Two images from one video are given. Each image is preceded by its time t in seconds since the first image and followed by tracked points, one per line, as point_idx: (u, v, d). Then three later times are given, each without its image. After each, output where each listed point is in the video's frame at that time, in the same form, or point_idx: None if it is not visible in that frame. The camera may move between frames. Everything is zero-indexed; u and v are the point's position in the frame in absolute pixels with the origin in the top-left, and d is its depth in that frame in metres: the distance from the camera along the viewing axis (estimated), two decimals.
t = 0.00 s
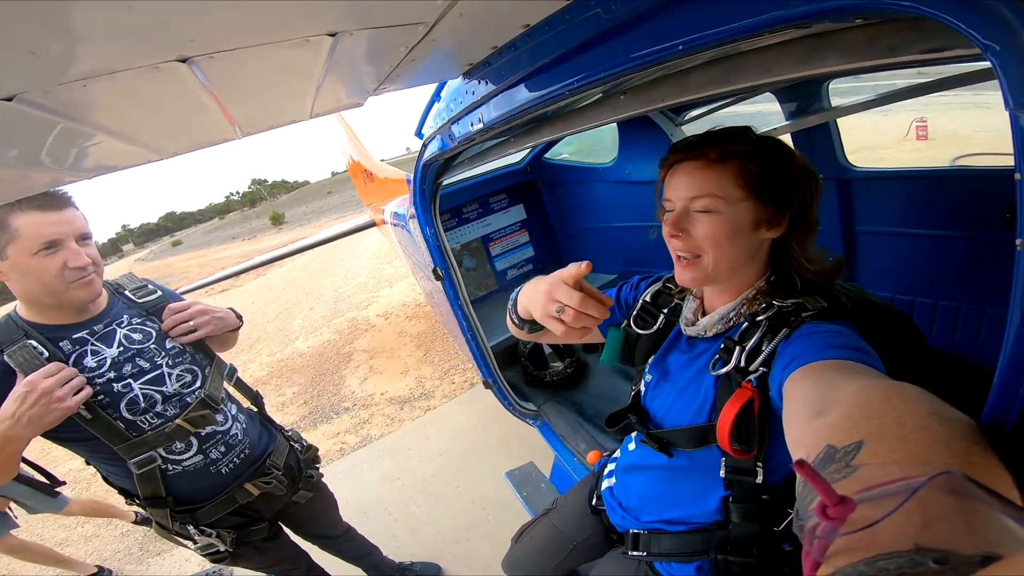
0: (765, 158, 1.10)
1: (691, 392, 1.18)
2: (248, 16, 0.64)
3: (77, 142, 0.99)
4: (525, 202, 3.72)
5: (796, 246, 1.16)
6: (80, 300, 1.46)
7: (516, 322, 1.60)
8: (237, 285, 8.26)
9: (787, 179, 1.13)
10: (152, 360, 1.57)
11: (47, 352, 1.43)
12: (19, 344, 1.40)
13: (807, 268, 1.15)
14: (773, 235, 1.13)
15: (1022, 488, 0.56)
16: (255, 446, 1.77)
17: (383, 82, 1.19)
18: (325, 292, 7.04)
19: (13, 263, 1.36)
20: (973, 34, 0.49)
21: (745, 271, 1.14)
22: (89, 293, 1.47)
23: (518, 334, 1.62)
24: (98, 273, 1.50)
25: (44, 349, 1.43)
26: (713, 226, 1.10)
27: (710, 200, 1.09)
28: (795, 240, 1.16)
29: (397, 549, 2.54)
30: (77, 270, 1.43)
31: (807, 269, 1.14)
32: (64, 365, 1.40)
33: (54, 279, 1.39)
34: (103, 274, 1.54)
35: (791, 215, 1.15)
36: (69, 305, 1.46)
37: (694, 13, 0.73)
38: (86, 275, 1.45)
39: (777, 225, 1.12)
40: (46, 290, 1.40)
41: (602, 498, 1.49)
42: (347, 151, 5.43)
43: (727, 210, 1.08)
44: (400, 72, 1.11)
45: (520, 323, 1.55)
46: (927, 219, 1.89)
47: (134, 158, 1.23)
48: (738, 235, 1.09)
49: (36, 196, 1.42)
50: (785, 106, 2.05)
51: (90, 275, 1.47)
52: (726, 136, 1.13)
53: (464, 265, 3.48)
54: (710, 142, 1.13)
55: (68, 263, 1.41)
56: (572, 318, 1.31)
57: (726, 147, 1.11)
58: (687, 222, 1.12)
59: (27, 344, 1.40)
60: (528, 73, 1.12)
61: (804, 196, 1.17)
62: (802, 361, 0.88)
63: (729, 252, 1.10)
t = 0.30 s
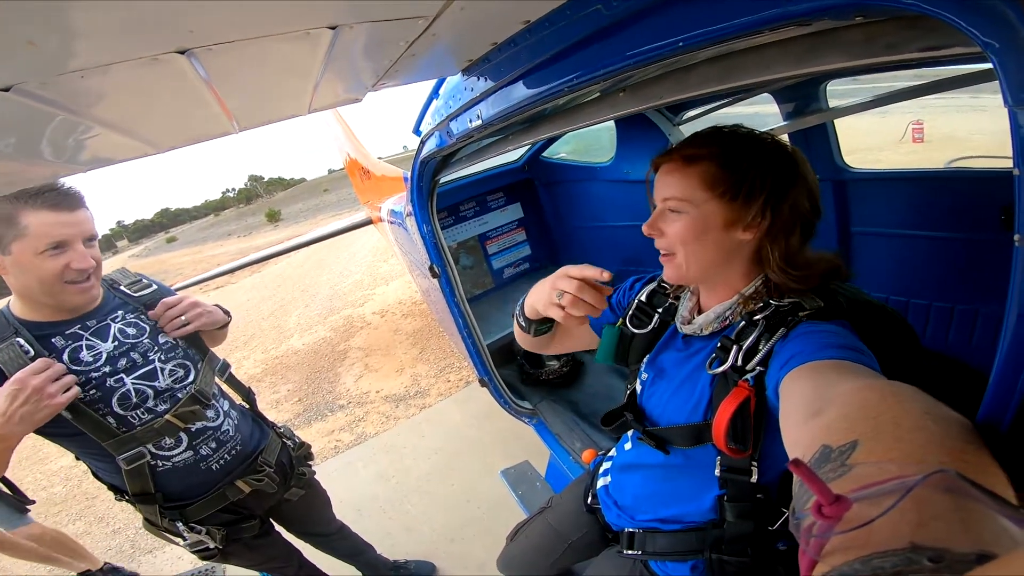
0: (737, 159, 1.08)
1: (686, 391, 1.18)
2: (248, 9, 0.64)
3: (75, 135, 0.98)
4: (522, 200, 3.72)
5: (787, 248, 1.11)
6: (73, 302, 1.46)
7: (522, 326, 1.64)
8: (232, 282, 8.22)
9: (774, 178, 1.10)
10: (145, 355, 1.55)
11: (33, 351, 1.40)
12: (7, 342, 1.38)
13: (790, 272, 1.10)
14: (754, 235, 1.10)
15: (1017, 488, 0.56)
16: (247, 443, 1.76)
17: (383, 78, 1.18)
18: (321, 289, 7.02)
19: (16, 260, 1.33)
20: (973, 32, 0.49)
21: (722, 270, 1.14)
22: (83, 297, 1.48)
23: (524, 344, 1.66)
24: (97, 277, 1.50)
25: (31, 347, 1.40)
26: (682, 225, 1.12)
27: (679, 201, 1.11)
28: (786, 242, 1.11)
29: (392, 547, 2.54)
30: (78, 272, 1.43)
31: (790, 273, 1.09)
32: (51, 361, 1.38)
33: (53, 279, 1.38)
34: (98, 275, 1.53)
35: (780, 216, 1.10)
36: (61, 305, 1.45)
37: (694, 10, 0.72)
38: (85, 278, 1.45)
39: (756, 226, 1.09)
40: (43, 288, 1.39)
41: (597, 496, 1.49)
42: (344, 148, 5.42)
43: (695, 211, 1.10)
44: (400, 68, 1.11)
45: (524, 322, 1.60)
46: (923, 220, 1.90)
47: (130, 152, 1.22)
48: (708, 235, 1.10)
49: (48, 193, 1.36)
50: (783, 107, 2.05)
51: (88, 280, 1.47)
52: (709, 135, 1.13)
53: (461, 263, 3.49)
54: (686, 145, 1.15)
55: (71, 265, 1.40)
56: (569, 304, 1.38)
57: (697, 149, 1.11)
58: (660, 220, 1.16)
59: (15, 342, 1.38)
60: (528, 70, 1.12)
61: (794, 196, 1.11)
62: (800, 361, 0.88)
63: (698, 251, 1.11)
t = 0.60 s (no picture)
0: (724, 163, 1.06)
1: (678, 392, 1.17)
2: (242, 4, 0.63)
3: (67, 129, 0.97)
4: (519, 200, 3.72)
5: (777, 253, 1.08)
6: (63, 298, 1.44)
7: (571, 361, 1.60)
8: (227, 281, 8.18)
9: (764, 181, 1.06)
10: (137, 354, 1.54)
11: (38, 341, 1.40)
12: (8, 334, 1.36)
13: (778, 280, 1.08)
14: (742, 240, 1.08)
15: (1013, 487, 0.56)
16: (240, 442, 1.75)
17: (380, 75, 1.17)
18: (317, 288, 6.99)
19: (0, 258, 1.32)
20: (975, 30, 0.49)
21: (710, 273, 1.13)
22: (74, 292, 1.45)
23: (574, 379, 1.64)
24: (85, 272, 1.48)
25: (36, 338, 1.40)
26: (670, 229, 1.12)
27: (665, 206, 1.11)
28: (775, 247, 1.08)
29: (386, 547, 2.52)
30: (65, 269, 1.41)
31: (776, 282, 1.07)
32: (60, 352, 1.37)
33: (40, 276, 1.36)
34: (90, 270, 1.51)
35: (770, 220, 1.07)
36: (53, 302, 1.43)
37: (694, 8, 0.72)
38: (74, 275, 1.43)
39: (743, 231, 1.07)
40: (31, 286, 1.37)
41: (592, 496, 1.49)
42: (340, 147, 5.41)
43: (681, 215, 1.10)
44: (398, 65, 1.10)
45: (576, 363, 1.57)
46: (918, 222, 1.91)
47: (123, 148, 1.21)
48: (693, 240, 1.09)
49: (37, 190, 1.41)
50: (780, 108, 2.07)
51: (77, 275, 1.44)
52: (701, 136, 1.11)
53: (457, 263, 3.48)
54: (676, 147, 1.13)
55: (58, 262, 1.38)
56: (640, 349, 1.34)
57: (685, 153, 1.10)
58: (650, 222, 1.17)
59: (18, 334, 1.37)
60: (525, 68, 1.11)
61: (786, 202, 1.08)
62: (795, 360, 0.88)
63: (684, 255, 1.12)
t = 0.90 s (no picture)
0: (716, 171, 1.04)
1: (677, 394, 1.17)
2: (239, 2, 0.63)
3: (61, 127, 0.96)
4: (516, 201, 3.72)
5: (767, 262, 1.07)
6: (56, 302, 1.43)
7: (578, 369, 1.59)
8: (223, 280, 8.15)
9: (756, 189, 1.05)
10: (127, 354, 1.53)
11: (33, 339, 1.39)
12: (5, 332, 1.35)
13: (770, 288, 1.07)
14: (733, 249, 1.07)
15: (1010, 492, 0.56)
16: (232, 444, 1.74)
17: (377, 74, 1.17)
18: (313, 289, 6.97)
19: None
20: (979, 32, 0.49)
21: (700, 280, 1.13)
22: (67, 298, 1.44)
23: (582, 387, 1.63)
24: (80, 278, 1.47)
25: (30, 335, 1.39)
26: (660, 236, 1.11)
27: (656, 212, 1.10)
28: (766, 255, 1.07)
29: (380, 548, 2.51)
30: (62, 275, 1.40)
31: (769, 290, 1.06)
32: (61, 348, 1.38)
33: (36, 281, 1.35)
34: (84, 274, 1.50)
35: (761, 228, 1.06)
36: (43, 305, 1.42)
37: (693, 9, 0.72)
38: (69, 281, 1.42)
39: (734, 240, 1.06)
40: (25, 289, 1.36)
41: (587, 498, 1.48)
42: (338, 147, 5.40)
43: (672, 223, 1.08)
44: (395, 64, 1.09)
45: (582, 371, 1.57)
46: (914, 225, 1.91)
47: (117, 146, 1.21)
48: (684, 248, 1.08)
49: (38, 195, 1.39)
50: (777, 110, 2.07)
51: (72, 282, 1.44)
52: (693, 143, 1.09)
53: (454, 264, 3.49)
54: (668, 152, 1.11)
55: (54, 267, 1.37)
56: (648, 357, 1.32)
57: (678, 160, 1.08)
58: (641, 228, 1.16)
59: (14, 332, 1.36)
60: (523, 68, 1.11)
61: (778, 211, 1.07)
62: (793, 364, 0.88)
63: (674, 262, 1.11)
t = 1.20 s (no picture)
0: (705, 178, 1.04)
1: (673, 394, 1.17)
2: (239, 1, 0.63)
3: (57, 127, 0.95)
4: (513, 203, 3.73)
5: (764, 262, 1.07)
6: (56, 305, 1.43)
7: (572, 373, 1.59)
8: (220, 283, 8.13)
9: (746, 192, 1.05)
10: (125, 358, 1.53)
11: (31, 343, 1.39)
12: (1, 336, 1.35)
13: (769, 289, 1.07)
14: (728, 253, 1.07)
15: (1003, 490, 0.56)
16: (229, 445, 1.74)
17: (375, 75, 1.17)
18: (310, 291, 6.97)
19: None
20: (965, 31, 0.50)
21: (701, 286, 1.13)
22: (67, 300, 1.44)
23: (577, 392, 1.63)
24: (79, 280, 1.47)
25: (27, 340, 1.39)
26: (656, 248, 1.12)
27: (650, 226, 1.11)
28: (763, 256, 1.07)
29: (379, 550, 2.50)
30: (61, 279, 1.39)
31: (767, 291, 1.06)
32: (58, 353, 1.38)
33: (35, 285, 1.35)
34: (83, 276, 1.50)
35: (755, 230, 1.06)
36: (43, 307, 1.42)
37: (687, 9, 0.72)
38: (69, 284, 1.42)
39: (728, 246, 1.06)
40: (24, 293, 1.36)
41: (585, 498, 1.49)
42: (336, 150, 5.40)
43: (667, 235, 1.09)
44: (393, 65, 1.10)
45: (577, 374, 1.57)
46: (910, 226, 1.92)
47: (116, 148, 1.21)
48: (680, 258, 1.09)
49: (33, 197, 1.38)
50: (773, 112, 2.08)
51: (72, 284, 1.44)
52: (680, 151, 1.09)
53: (452, 265, 3.49)
54: (655, 163, 1.11)
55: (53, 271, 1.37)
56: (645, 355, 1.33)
57: (667, 171, 1.08)
58: (638, 241, 1.17)
59: (10, 336, 1.36)
60: (520, 69, 1.11)
61: (770, 210, 1.07)
62: (788, 364, 0.88)
63: (673, 272, 1.12)
